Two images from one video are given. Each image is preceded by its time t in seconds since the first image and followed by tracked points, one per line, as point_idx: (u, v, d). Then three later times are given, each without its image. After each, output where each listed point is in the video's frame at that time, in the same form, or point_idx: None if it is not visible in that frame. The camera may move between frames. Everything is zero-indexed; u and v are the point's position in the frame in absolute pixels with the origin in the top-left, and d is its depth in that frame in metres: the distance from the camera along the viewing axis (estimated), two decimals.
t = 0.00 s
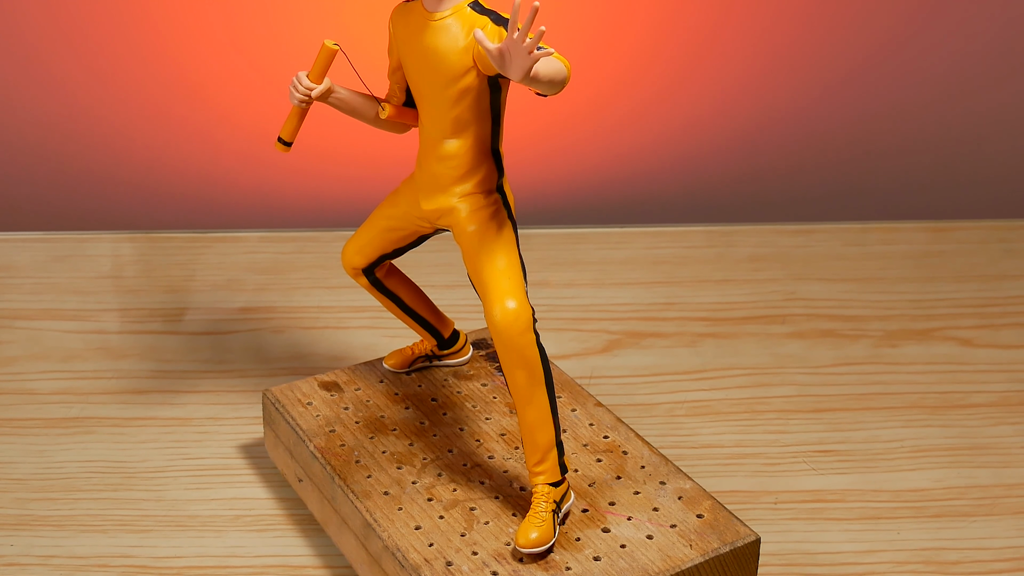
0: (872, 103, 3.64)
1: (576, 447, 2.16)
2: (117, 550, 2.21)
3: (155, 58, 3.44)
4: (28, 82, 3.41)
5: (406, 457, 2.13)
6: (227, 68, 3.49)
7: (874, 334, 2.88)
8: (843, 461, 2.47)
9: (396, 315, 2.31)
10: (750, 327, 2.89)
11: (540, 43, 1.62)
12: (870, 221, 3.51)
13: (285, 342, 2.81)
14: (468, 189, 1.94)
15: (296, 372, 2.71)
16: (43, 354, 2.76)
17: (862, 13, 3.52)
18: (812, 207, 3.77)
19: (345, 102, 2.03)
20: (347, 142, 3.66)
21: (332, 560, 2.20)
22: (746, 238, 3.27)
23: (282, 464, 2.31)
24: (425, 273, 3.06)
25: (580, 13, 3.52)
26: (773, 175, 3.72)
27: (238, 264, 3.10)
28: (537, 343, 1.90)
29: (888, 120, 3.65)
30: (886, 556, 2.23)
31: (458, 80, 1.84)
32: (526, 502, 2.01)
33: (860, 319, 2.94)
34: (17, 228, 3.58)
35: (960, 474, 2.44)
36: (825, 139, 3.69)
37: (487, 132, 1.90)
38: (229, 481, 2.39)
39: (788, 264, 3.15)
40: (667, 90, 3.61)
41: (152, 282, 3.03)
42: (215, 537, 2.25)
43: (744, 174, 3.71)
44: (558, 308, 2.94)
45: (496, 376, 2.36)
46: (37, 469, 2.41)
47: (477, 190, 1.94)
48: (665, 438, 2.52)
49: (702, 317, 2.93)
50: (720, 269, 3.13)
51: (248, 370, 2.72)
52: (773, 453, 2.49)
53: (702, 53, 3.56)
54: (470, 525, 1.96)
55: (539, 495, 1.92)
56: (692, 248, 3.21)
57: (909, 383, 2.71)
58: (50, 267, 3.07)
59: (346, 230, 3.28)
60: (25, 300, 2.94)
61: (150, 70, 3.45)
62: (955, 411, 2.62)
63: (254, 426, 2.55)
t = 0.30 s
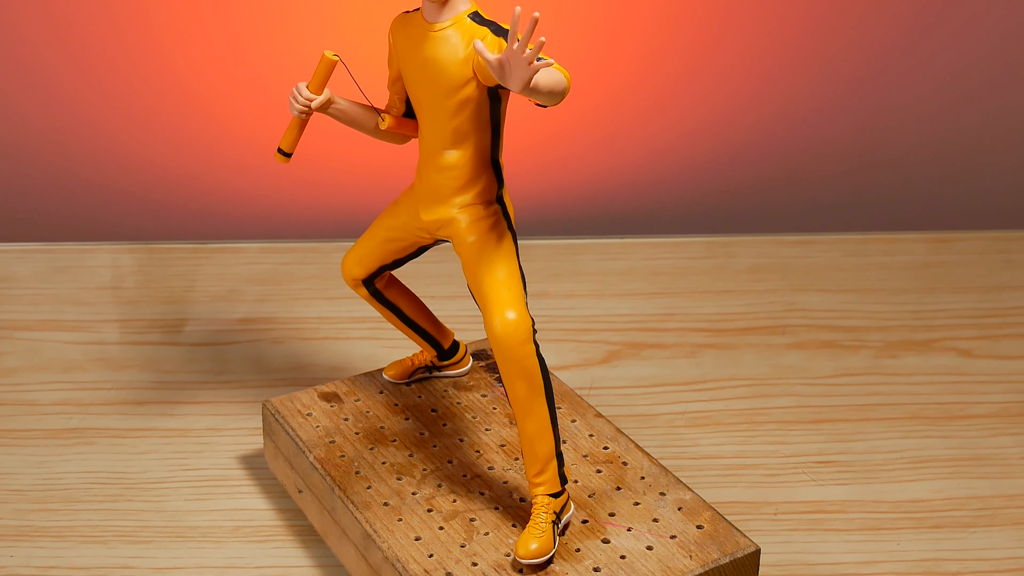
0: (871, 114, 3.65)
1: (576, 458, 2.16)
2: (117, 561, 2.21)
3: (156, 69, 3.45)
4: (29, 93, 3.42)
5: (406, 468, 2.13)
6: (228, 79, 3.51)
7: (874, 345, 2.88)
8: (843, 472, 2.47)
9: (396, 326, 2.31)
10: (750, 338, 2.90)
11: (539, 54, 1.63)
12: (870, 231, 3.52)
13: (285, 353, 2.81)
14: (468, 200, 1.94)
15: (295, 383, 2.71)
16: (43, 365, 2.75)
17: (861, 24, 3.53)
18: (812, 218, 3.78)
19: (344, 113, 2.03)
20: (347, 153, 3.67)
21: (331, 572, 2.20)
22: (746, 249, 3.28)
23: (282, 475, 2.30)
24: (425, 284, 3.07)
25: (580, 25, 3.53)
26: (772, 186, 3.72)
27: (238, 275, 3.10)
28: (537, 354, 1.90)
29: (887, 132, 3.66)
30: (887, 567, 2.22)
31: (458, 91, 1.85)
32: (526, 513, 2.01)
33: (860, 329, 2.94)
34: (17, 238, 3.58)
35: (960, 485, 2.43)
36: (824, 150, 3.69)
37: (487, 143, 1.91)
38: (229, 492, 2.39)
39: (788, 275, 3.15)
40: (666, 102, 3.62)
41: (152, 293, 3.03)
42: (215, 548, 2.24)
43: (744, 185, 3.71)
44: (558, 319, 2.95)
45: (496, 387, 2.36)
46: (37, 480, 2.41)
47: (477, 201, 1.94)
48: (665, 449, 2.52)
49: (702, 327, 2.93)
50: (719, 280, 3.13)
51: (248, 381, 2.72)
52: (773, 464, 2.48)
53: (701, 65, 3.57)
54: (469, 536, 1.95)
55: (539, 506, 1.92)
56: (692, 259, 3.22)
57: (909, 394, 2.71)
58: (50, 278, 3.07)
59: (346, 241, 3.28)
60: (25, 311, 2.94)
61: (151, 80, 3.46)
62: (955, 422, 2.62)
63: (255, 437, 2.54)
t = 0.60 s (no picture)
0: (870, 125, 3.66)
1: (576, 469, 2.16)
2: (117, 573, 2.21)
3: (156, 80, 3.46)
4: (30, 103, 3.43)
5: (406, 479, 2.13)
6: (228, 91, 3.52)
7: (874, 356, 2.88)
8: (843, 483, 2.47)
9: (396, 337, 2.32)
10: (750, 349, 2.90)
11: (539, 65, 1.63)
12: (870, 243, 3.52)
13: (285, 364, 2.81)
14: (468, 211, 1.95)
15: (295, 394, 2.71)
16: (43, 376, 2.76)
17: (860, 36, 3.55)
18: (812, 229, 3.78)
19: (344, 123, 2.03)
20: (347, 165, 3.67)
21: None
22: (746, 259, 3.28)
23: (282, 486, 2.30)
24: (425, 295, 3.07)
25: (580, 36, 3.54)
26: (772, 198, 3.73)
27: (238, 286, 3.11)
28: (537, 365, 1.91)
29: (886, 144, 3.67)
30: None
31: (458, 102, 1.85)
32: (526, 524, 2.01)
33: (860, 340, 2.94)
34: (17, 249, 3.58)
35: (960, 496, 2.43)
36: (824, 162, 3.70)
37: (487, 154, 1.91)
38: (229, 503, 2.39)
39: (788, 286, 3.16)
40: (666, 114, 3.63)
41: (152, 304, 3.03)
42: (215, 559, 2.24)
43: (744, 196, 3.71)
44: (558, 330, 2.95)
45: (496, 398, 2.36)
46: (37, 491, 2.40)
47: (477, 212, 1.95)
48: (664, 460, 2.52)
49: (701, 338, 2.93)
50: (719, 291, 3.13)
51: (248, 392, 2.72)
52: (772, 475, 2.48)
53: (701, 76, 3.58)
54: (469, 546, 1.95)
55: (539, 517, 1.92)
56: (692, 270, 3.22)
57: (909, 405, 2.71)
58: (50, 289, 3.08)
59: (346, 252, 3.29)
60: (25, 322, 2.95)
61: (151, 91, 3.47)
62: (955, 433, 2.62)
63: (255, 448, 2.54)
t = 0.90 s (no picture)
0: (870, 137, 3.67)
1: (576, 480, 2.15)
2: None
3: (157, 92, 3.48)
4: (30, 115, 3.44)
5: (405, 490, 2.12)
6: (228, 102, 3.53)
7: (874, 367, 2.88)
8: (843, 493, 2.46)
9: (396, 348, 2.32)
10: (750, 360, 2.90)
11: (540, 76, 1.63)
12: (869, 254, 3.52)
13: (285, 375, 2.81)
14: (468, 222, 1.95)
15: (295, 405, 2.71)
16: (43, 387, 2.75)
17: (859, 47, 3.56)
18: (811, 240, 3.78)
19: (344, 134, 2.03)
20: (347, 176, 3.68)
21: None
22: (746, 271, 3.28)
23: (281, 497, 2.30)
24: (425, 306, 3.07)
25: (580, 47, 3.56)
26: (772, 209, 3.73)
27: (238, 297, 3.11)
28: (536, 377, 1.91)
29: (885, 156, 3.68)
30: None
31: (458, 113, 1.86)
32: (525, 535, 2.01)
33: (860, 351, 2.94)
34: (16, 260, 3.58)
35: (960, 507, 2.43)
36: (823, 174, 3.71)
37: (487, 166, 1.92)
38: (229, 514, 2.39)
39: (788, 297, 3.16)
40: (665, 125, 3.64)
41: (151, 315, 3.03)
42: (215, 570, 2.24)
43: (743, 208, 3.72)
44: (558, 341, 2.95)
45: (496, 409, 2.36)
46: (36, 502, 2.40)
47: (477, 223, 1.95)
48: (664, 471, 2.52)
49: (701, 350, 2.93)
50: (719, 302, 3.14)
51: (248, 403, 2.72)
52: (772, 486, 2.48)
53: (701, 87, 3.59)
54: (469, 558, 1.95)
55: (539, 528, 1.92)
56: (691, 281, 3.22)
57: (909, 416, 2.71)
58: (49, 300, 3.08)
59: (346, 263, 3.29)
60: (26, 333, 2.95)
61: (151, 103, 3.48)
62: (956, 444, 2.62)
63: (255, 459, 2.54)
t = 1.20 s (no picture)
0: (869, 148, 3.68)
1: (576, 490, 2.15)
2: None
3: (157, 103, 3.49)
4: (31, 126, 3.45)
5: (405, 501, 2.12)
6: (229, 113, 3.55)
7: (874, 378, 2.88)
8: (842, 504, 2.46)
9: (396, 359, 2.32)
10: (750, 371, 2.90)
11: (539, 86, 1.64)
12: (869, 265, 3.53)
13: (285, 386, 2.81)
14: (468, 233, 1.95)
15: (295, 416, 2.71)
16: (43, 398, 2.75)
17: (859, 58, 3.57)
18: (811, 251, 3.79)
19: (344, 145, 2.03)
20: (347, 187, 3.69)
21: None
22: (746, 281, 3.29)
23: (281, 508, 2.30)
24: (425, 317, 3.08)
25: (580, 58, 3.57)
26: (772, 220, 3.73)
27: (238, 308, 3.11)
28: (536, 387, 1.91)
29: (884, 167, 3.69)
30: None
31: (458, 124, 1.86)
32: (525, 545, 2.01)
33: (860, 362, 2.94)
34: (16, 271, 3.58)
35: (960, 518, 2.43)
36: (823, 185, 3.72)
37: (487, 176, 1.92)
38: (229, 525, 2.39)
39: (788, 308, 3.16)
40: (665, 136, 3.66)
41: (151, 326, 3.03)
42: None
43: (743, 219, 3.71)
44: (558, 352, 2.95)
45: (496, 420, 2.36)
46: (36, 513, 2.40)
47: (476, 234, 1.96)
48: (664, 482, 2.52)
49: (701, 360, 2.93)
50: (719, 313, 3.14)
51: (248, 414, 2.72)
52: (772, 497, 2.48)
53: (700, 98, 3.60)
54: (469, 568, 1.95)
55: (539, 539, 1.93)
56: (691, 292, 3.23)
57: (908, 427, 2.71)
58: (49, 311, 3.08)
59: (346, 274, 3.29)
60: (25, 344, 2.95)
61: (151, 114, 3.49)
62: (955, 455, 2.62)
63: (255, 470, 2.54)
